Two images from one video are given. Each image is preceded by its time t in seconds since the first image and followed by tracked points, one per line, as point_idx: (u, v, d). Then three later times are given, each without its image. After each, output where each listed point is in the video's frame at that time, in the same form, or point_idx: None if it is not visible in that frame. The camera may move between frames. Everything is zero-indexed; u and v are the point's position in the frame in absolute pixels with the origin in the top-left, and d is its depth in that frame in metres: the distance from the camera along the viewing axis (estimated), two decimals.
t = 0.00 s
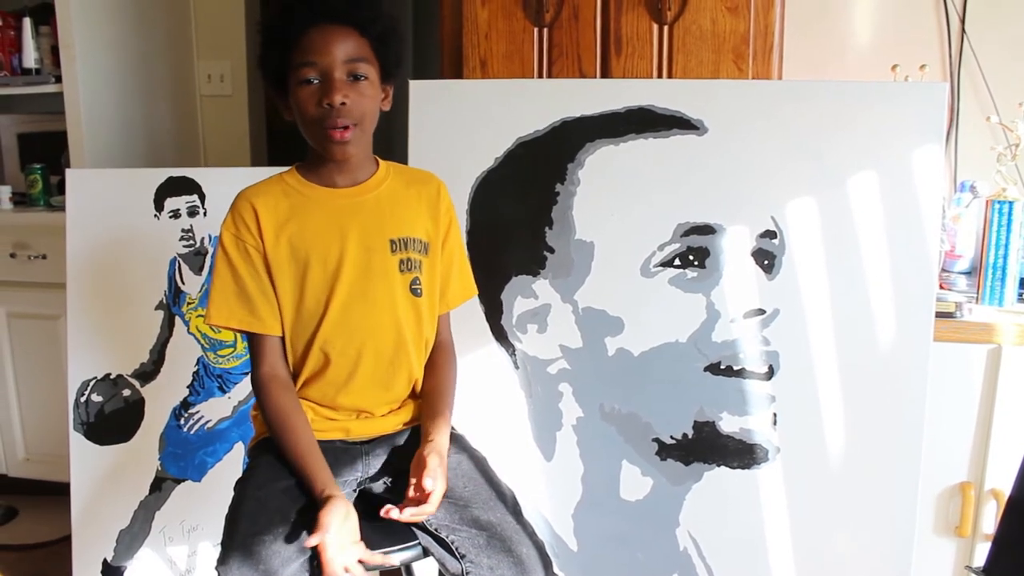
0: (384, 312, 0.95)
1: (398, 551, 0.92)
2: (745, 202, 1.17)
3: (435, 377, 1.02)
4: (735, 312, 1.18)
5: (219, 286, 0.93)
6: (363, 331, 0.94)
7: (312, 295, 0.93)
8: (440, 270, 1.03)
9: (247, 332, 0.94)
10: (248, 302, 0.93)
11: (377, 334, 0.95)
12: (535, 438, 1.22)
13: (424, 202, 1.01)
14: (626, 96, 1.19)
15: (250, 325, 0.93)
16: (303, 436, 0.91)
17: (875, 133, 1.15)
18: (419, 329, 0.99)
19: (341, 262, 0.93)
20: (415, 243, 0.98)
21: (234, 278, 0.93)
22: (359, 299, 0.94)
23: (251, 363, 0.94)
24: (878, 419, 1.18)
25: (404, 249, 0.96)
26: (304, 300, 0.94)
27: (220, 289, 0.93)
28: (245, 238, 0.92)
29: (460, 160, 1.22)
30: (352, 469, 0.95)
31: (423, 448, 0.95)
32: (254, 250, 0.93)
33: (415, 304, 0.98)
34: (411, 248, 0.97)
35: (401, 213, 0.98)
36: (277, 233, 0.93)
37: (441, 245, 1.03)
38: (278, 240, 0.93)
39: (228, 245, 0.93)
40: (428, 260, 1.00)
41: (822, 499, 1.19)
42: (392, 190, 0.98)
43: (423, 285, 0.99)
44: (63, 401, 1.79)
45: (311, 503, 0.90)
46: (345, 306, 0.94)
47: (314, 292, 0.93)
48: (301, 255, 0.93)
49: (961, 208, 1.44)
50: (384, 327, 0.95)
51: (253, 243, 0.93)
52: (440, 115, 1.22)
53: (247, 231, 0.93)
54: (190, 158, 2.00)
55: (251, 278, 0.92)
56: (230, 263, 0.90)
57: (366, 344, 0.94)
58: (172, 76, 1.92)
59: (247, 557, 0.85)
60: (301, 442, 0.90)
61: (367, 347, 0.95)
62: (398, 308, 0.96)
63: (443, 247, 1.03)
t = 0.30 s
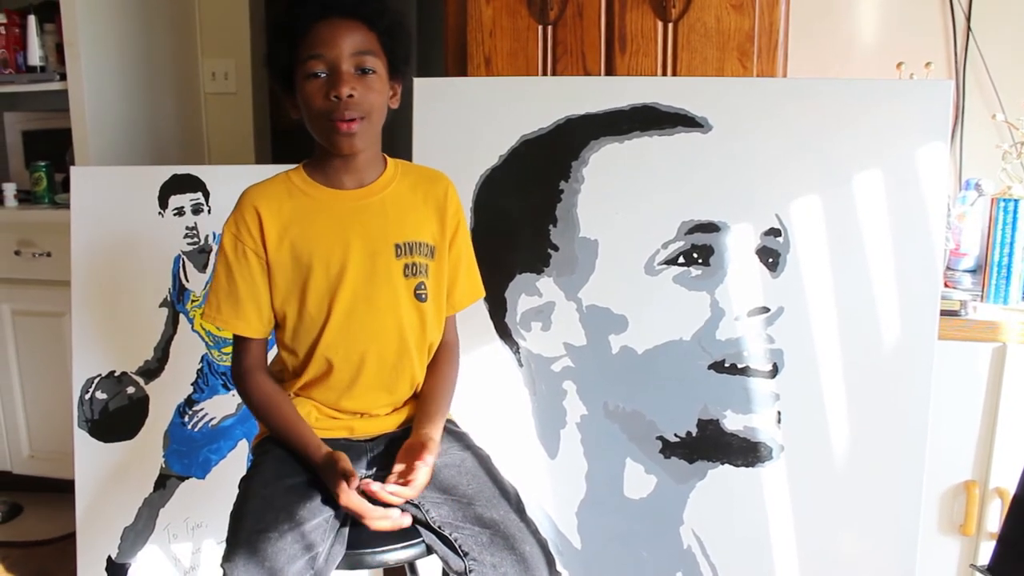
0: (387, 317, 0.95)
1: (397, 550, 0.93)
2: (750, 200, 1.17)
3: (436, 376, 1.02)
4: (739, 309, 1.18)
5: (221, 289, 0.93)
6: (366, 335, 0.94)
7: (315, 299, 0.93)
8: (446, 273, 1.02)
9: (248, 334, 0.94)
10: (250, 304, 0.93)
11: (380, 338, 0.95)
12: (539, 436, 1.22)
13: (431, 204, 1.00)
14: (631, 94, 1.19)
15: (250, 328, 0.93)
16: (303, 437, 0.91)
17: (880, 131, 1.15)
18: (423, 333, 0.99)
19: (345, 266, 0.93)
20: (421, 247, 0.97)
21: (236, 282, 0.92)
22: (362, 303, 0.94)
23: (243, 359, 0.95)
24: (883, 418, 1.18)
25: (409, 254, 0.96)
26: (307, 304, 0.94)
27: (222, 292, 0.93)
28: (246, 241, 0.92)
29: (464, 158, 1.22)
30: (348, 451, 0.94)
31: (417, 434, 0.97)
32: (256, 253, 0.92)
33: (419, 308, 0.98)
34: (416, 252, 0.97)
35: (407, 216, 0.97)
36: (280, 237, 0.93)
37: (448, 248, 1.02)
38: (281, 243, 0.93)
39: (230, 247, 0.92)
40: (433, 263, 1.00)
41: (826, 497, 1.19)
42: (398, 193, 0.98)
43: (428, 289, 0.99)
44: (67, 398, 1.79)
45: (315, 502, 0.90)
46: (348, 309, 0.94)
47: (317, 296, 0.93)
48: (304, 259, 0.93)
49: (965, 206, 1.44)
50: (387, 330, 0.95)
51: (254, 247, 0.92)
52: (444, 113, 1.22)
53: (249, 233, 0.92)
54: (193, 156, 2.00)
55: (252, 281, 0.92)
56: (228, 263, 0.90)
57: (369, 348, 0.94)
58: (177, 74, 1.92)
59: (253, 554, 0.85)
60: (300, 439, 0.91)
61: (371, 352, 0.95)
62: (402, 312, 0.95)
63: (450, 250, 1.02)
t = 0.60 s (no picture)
0: (386, 325, 0.95)
1: (394, 550, 0.93)
2: (746, 199, 1.17)
3: (432, 375, 1.01)
4: (735, 309, 1.18)
5: (218, 297, 0.93)
6: (365, 343, 0.94)
7: (313, 308, 0.93)
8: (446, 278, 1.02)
9: (246, 341, 0.94)
10: (247, 312, 0.93)
11: (379, 348, 0.95)
12: (536, 436, 1.22)
13: (432, 209, 1.00)
14: (627, 94, 1.20)
15: (248, 335, 0.93)
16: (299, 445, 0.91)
17: (876, 131, 1.15)
18: (422, 339, 0.99)
19: (343, 275, 0.93)
20: (421, 254, 0.97)
21: (233, 289, 0.92)
22: (361, 312, 0.94)
23: (240, 363, 0.95)
24: (879, 417, 1.18)
25: (408, 262, 0.96)
26: (306, 312, 0.94)
27: (219, 300, 0.93)
28: (243, 249, 0.92)
29: (461, 158, 1.22)
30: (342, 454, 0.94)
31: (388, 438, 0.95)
32: (253, 261, 0.92)
33: (419, 316, 0.98)
34: (416, 260, 0.97)
35: (406, 223, 0.97)
36: (278, 245, 0.93)
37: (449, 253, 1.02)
38: (278, 251, 0.93)
39: (227, 254, 0.92)
40: (433, 269, 1.00)
41: (822, 497, 1.19)
42: (398, 198, 0.97)
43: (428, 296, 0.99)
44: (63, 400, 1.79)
45: (312, 504, 0.90)
46: (347, 319, 0.94)
47: (315, 304, 0.93)
48: (302, 267, 0.93)
49: (961, 206, 1.44)
50: (386, 340, 0.95)
51: (251, 254, 0.92)
52: (440, 113, 1.22)
53: (246, 241, 0.92)
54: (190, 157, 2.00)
55: (249, 289, 0.92)
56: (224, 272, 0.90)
57: (367, 357, 0.95)
58: (173, 74, 1.92)
59: (250, 556, 0.86)
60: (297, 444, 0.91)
61: (369, 360, 0.95)
62: (401, 321, 0.96)
63: (451, 254, 1.02)
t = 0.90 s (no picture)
0: (388, 331, 0.95)
1: (395, 550, 0.91)
2: (748, 199, 1.17)
3: (434, 380, 1.01)
4: (737, 310, 1.18)
5: (217, 301, 0.92)
6: (366, 351, 0.94)
7: (315, 314, 0.93)
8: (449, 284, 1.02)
9: (246, 346, 0.94)
10: (247, 317, 0.93)
11: (380, 356, 0.95)
12: (537, 436, 1.22)
13: (435, 214, 1.00)
14: (629, 94, 1.19)
15: (249, 341, 0.93)
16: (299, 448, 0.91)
17: (879, 131, 1.15)
18: (424, 345, 0.99)
19: (346, 281, 0.93)
20: (423, 260, 0.97)
21: (232, 293, 0.92)
22: (362, 320, 0.94)
23: (240, 366, 0.95)
24: (880, 418, 1.18)
25: (411, 268, 0.96)
26: (307, 319, 0.93)
27: (218, 304, 0.92)
28: (243, 253, 0.91)
29: (463, 158, 1.22)
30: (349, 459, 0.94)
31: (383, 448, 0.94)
32: (252, 266, 0.92)
33: (421, 322, 0.98)
34: (419, 266, 0.97)
35: (410, 229, 0.97)
36: (278, 249, 0.92)
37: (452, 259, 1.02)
38: (279, 256, 0.92)
39: (225, 258, 0.92)
40: (436, 275, 0.99)
41: (824, 498, 1.19)
42: (401, 203, 0.97)
43: (430, 303, 0.99)
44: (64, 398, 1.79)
45: (314, 505, 0.90)
46: (348, 326, 0.93)
47: (317, 310, 0.93)
48: (304, 273, 0.92)
49: (964, 207, 1.44)
50: (387, 347, 0.95)
51: (251, 259, 0.92)
52: (442, 112, 1.22)
53: (246, 245, 0.92)
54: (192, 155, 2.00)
55: (248, 293, 0.92)
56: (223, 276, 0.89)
57: (368, 365, 0.95)
58: (175, 73, 1.92)
59: (251, 557, 0.85)
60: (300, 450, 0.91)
61: (371, 366, 0.95)
62: (403, 328, 0.95)
63: (454, 259, 1.02)
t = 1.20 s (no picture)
0: (393, 331, 0.95)
1: (400, 547, 0.92)
2: (753, 198, 1.17)
3: (440, 376, 1.01)
4: (741, 309, 1.18)
5: (220, 302, 0.92)
6: (370, 350, 0.94)
7: (318, 314, 0.93)
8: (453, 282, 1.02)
9: (251, 346, 0.94)
10: (251, 318, 0.93)
11: (384, 355, 0.95)
12: (540, 434, 1.22)
13: (439, 212, 0.99)
14: (634, 92, 1.19)
15: (253, 341, 0.93)
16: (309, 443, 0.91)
17: (884, 131, 1.15)
18: (428, 343, 0.99)
19: (349, 281, 0.92)
20: (427, 259, 0.97)
21: (235, 294, 0.92)
22: (366, 320, 0.94)
23: (245, 366, 0.95)
24: (884, 418, 1.18)
25: (415, 267, 0.96)
26: (311, 319, 0.93)
27: (221, 306, 0.92)
28: (245, 254, 0.92)
29: (467, 157, 1.22)
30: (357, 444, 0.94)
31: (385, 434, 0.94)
32: (255, 267, 0.92)
33: (425, 320, 0.98)
34: (423, 265, 0.97)
35: (413, 227, 0.97)
36: (281, 250, 0.92)
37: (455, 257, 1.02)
38: (282, 256, 0.92)
39: (228, 259, 0.92)
40: (440, 273, 0.99)
41: (827, 497, 1.19)
42: (404, 202, 0.97)
43: (435, 301, 0.99)
44: (67, 395, 1.79)
45: (318, 502, 0.90)
46: (352, 326, 0.93)
47: (320, 310, 0.93)
48: (307, 273, 0.92)
49: (969, 206, 1.44)
50: (391, 347, 0.95)
51: (254, 260, 0.92)
52: (446, 110, 1.22)
53: (248, 246, 0.92)
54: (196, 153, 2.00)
55: (251, 294, 0.92)
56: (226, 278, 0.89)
57: (373, 364, 0.95)
58: (178, 71, 1.92)
59: (255, 555, 0.86)
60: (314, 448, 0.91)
61: (376, 366, 0.95)
62: (408, 328, 0.95)
63: (458, 257, 1.02)
